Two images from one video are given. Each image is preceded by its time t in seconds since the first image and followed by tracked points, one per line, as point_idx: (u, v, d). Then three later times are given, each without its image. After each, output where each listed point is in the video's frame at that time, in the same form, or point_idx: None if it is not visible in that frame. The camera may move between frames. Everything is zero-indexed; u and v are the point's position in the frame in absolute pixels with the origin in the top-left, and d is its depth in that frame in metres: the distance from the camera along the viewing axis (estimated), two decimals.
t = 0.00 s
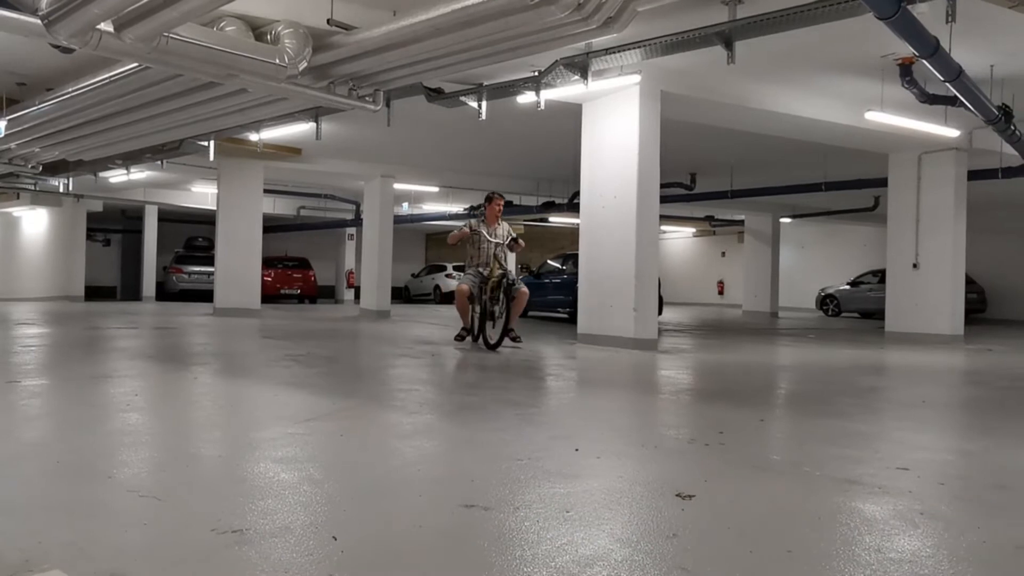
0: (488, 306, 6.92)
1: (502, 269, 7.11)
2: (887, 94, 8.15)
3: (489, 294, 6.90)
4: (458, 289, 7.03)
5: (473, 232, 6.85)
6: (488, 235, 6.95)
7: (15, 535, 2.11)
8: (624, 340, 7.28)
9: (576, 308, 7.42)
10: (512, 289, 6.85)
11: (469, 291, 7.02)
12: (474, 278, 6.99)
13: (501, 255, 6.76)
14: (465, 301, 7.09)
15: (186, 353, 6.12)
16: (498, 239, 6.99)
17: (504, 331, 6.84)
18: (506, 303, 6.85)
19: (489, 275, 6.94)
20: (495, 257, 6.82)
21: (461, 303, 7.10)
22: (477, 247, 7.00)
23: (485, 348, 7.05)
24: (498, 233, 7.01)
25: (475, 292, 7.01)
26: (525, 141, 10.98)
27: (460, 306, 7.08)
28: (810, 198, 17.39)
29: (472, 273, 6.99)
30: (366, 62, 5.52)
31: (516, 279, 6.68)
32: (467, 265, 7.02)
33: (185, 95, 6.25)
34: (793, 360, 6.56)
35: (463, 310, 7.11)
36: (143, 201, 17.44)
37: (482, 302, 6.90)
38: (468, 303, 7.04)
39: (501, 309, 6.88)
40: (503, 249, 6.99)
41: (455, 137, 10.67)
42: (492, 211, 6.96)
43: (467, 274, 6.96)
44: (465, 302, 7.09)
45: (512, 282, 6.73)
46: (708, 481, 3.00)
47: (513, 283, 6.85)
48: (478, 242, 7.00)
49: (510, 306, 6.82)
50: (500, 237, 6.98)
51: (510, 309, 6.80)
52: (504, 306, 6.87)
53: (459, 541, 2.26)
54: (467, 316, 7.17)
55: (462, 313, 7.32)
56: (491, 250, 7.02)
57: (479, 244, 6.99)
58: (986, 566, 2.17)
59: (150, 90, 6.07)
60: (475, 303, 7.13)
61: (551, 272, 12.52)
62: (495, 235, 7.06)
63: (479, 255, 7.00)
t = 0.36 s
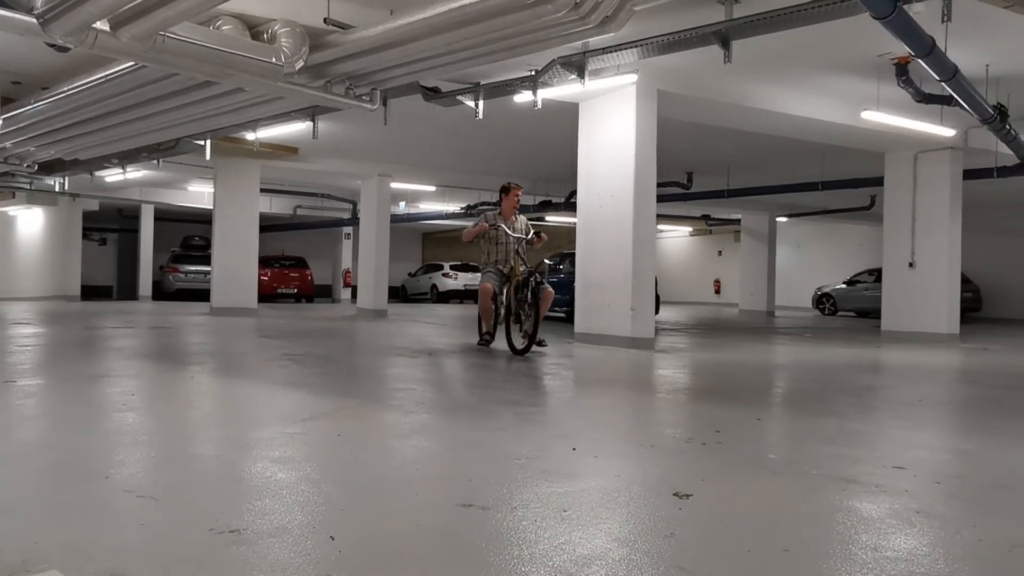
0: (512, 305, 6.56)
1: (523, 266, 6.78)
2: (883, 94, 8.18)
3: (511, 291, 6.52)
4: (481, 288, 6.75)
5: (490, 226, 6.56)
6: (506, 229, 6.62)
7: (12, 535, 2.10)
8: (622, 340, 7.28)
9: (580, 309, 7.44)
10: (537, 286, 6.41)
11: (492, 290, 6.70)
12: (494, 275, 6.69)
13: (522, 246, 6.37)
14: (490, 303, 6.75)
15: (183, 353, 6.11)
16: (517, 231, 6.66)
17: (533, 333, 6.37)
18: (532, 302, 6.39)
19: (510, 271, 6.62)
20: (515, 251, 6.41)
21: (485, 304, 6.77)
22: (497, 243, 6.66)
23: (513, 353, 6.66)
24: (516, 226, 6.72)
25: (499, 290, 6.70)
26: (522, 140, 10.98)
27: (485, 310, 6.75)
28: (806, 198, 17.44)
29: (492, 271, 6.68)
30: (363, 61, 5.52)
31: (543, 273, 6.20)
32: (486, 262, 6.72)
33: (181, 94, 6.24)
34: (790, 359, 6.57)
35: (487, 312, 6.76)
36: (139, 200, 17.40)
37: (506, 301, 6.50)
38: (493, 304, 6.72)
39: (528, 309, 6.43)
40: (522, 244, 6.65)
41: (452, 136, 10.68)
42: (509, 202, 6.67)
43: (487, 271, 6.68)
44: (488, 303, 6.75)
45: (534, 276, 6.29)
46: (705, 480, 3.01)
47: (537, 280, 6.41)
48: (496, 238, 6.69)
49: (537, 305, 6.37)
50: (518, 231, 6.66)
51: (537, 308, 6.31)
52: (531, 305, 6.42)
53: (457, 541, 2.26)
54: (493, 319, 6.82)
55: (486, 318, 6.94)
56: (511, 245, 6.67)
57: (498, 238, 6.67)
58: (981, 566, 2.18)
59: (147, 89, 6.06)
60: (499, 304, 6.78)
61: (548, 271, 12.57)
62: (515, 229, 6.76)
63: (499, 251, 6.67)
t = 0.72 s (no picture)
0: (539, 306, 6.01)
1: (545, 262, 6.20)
2: (869, 93, 8.24)
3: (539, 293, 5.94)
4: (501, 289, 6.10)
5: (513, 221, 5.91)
6: (528, 225, 6.01)
7: None
8: (610, 339, 7.29)
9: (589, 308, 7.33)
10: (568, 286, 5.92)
11: (512, 292, 6.09)
12: (516, 275, 6.07)
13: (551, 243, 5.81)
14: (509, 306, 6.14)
15: (169, 354, 6.07)
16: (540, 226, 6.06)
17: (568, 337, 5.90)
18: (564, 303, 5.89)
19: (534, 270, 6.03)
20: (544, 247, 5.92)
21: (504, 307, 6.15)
22: (517, 240, 6.02)
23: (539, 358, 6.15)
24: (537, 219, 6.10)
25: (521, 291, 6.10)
26: (510, 140, 10.99)
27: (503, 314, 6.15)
28: (792, 197, 17.56)
29: (513, 271, 6.05)
30: (351, 60, 5.50)
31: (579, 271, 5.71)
32: (505, 261, 6.07)
33: (166, 93, 6.19)
34: (777, 357, 6.61)
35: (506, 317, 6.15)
36: (125, 199, 17.25)
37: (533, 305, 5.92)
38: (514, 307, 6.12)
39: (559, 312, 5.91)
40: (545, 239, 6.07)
41: (440, 135, 10.66)
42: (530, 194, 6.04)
43: (509, 271, 6.05)
44: (507, 306, 6.14)
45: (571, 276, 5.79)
46: (694, 479, 3.03)
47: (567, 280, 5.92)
48: (515, 234, 6.05)
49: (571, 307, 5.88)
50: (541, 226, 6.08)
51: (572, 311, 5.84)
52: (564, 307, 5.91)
53: (445, 541, 2.25)
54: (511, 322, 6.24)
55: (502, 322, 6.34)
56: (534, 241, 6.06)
57: (518, 234, 6.04)
58: (964, 562, 2.21)
59: (132, 88, 6.01)
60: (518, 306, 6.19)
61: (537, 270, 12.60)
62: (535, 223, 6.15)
63: (521, 249, 6.05)
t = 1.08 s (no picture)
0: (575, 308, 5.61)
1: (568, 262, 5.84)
2: (839, 97, 8.39)
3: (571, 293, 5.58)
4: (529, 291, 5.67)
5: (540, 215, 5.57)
6: (553, 221, 5.71)
7: None
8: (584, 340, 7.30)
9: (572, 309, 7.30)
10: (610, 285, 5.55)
11: (540, 293, 5.70)
12: (541, 275, 5.68)
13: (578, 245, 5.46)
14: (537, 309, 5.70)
15: (138, 354, 5.97)
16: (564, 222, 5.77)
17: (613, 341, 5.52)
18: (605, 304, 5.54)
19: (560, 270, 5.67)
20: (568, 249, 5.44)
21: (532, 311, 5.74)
22: (542, 237, 5.68)
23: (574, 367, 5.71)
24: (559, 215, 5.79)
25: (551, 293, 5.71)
26: (485, 140, 10.97)
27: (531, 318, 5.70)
28: (764, 199, 17.80)
29: (539, 270, 5.67)
30: (325, 59, 5.46)
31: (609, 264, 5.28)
32: (529, 260, 5.68)
33: (136, 89, 6.09)
34: (749, 358, 6.70)
35: (534, 320, 5.73)
36: (93, 197, 16.93)
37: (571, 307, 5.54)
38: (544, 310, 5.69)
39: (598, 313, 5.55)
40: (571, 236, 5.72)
41: (414, 135, 10.64)
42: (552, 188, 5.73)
43: (535, 271, 5.65)
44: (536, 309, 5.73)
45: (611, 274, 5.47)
46: (665, 480, 3.07)
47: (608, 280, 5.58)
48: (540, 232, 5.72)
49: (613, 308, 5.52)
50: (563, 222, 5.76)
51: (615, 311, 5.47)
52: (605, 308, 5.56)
53: (418, 543, 2.25)
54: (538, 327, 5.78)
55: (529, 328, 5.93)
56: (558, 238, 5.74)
57: (541, 231, 5.70)
58: (927, 560, 2.26)
59: (100, 84, 5.90)
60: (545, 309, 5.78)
61: (512, 271, 12.62)
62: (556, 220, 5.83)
63: (545, 247, 5.69)
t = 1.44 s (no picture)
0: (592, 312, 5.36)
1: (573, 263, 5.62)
2: (776, 103, 8.66)
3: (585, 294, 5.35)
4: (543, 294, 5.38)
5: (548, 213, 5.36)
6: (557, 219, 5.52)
7: None
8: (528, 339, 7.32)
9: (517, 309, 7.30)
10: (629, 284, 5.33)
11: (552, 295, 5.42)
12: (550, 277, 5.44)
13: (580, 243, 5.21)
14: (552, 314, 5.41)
15: (67, 354, 5.74)
16: (569, 220, 5.59)
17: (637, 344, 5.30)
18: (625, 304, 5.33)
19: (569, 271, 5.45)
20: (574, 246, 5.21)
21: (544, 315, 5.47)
22: (545, 237, 5.48)
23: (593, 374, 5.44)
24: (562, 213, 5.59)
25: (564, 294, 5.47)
26: (430, 138, 10.91)
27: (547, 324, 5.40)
28: (705, 202, 18.23)
29: (548, 271, 5.44)
30: (268, 53, 5.36)
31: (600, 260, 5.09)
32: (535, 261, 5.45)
33: (66, 79, 5.87)
34: (689, 356, 6.86)
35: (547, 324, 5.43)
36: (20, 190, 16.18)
37: (586, 309, 5.29)
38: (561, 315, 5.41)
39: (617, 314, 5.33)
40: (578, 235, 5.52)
41: (358, 133, 10.53)
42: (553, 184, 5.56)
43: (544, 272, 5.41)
44: (547, 312, 5.46)
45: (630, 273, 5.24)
46: (605, 477, 3.12)
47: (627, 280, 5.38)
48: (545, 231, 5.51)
49: (635, 308, 5.31)
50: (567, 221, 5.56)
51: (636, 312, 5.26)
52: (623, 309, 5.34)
53: (358, 544, 2.24)
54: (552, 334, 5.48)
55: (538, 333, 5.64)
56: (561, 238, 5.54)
57: (545, 230, 5.50)
58: (853, 551, 2.36)
59: (27, 72, 5.65)
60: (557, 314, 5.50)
61: (458, 270, 12.59)
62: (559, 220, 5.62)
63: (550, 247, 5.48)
